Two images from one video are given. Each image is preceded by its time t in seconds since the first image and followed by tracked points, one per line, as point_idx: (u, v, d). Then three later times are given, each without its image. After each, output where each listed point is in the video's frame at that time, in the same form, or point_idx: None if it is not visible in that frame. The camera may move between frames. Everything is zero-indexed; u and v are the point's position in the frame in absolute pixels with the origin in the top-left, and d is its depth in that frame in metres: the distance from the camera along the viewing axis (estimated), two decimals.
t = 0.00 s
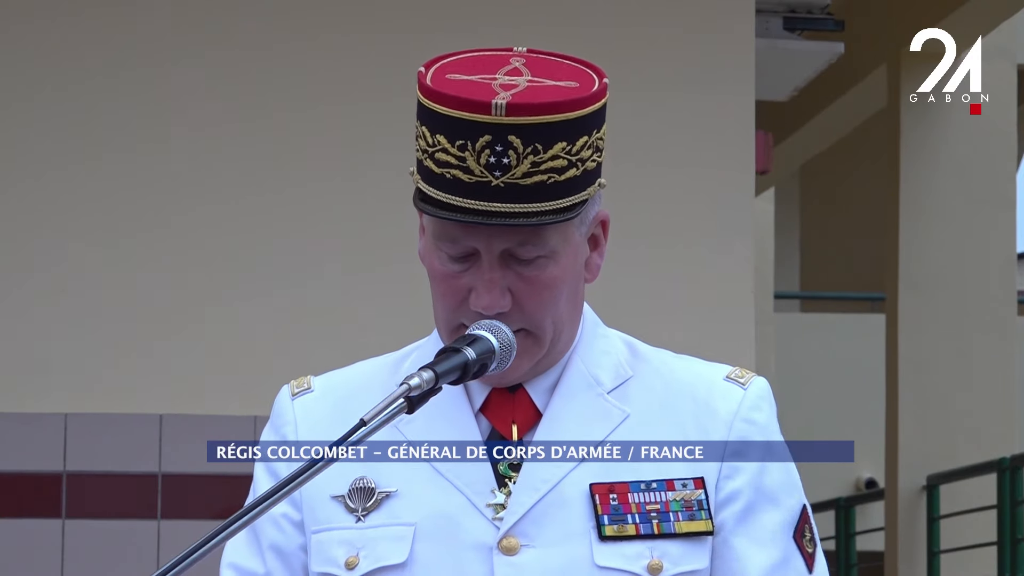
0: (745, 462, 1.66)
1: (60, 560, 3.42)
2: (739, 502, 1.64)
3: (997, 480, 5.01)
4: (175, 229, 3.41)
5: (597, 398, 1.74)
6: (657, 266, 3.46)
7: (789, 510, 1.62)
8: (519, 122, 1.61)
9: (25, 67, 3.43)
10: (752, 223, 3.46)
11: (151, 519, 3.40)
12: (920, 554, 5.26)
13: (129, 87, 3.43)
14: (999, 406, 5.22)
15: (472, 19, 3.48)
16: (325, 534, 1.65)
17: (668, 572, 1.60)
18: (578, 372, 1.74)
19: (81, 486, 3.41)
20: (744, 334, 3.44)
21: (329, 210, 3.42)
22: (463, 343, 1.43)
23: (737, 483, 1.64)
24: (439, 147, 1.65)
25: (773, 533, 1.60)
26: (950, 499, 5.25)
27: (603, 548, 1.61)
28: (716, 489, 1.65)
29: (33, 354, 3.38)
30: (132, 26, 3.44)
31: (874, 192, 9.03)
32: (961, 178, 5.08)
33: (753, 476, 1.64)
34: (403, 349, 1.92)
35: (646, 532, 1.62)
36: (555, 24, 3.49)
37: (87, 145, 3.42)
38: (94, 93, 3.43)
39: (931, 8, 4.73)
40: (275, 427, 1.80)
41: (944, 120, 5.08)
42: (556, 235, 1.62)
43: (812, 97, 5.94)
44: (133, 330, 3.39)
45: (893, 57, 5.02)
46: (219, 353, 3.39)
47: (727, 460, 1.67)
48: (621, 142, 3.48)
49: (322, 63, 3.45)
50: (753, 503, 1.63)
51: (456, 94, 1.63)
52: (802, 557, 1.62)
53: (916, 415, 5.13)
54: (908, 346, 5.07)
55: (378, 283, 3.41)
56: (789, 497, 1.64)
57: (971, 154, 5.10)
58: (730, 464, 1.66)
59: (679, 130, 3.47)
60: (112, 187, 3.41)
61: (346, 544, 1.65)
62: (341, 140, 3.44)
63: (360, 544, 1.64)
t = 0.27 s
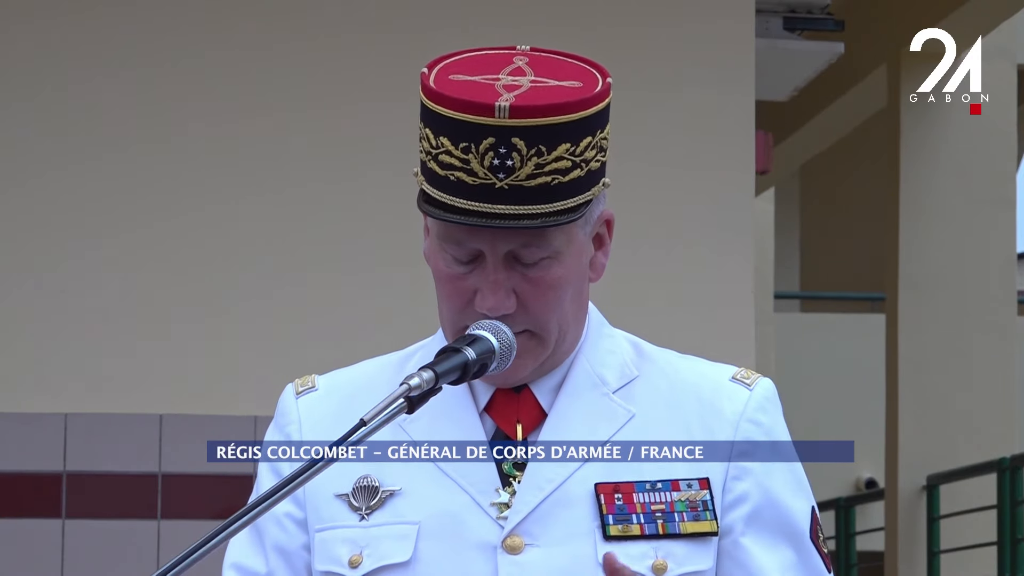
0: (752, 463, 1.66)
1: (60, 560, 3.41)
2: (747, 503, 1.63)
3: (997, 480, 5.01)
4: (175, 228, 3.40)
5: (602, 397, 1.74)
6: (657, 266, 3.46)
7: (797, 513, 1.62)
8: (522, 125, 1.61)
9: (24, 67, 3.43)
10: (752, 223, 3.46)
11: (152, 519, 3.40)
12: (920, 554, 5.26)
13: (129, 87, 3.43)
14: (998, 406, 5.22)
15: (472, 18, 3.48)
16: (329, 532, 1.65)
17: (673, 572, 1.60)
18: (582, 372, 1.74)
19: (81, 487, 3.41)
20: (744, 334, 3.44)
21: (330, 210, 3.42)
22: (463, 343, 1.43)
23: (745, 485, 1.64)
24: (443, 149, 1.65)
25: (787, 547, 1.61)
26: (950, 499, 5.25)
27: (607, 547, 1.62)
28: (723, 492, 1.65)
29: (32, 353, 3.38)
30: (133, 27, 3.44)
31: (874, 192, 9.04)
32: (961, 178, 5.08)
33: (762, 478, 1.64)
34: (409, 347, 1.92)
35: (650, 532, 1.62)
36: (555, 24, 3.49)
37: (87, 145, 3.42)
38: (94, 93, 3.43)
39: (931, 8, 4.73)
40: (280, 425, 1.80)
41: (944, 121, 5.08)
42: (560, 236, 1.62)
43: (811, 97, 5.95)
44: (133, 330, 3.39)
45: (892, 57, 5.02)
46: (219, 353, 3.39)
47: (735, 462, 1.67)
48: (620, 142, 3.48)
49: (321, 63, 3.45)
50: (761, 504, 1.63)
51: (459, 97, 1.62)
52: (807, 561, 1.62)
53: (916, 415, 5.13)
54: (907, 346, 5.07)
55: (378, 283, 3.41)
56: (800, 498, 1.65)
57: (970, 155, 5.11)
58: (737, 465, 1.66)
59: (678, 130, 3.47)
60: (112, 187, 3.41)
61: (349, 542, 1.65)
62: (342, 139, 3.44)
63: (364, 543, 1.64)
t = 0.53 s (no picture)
0: (755, 463, 1.66)
1: (60, 560, 3.41)
2: (750, 503, 1.64)
3: (997, 480, 5.02)
4: (175, 229, 3.40)
5: (604, 398, 1.74)
6: (658, 266, 3.46)
7: (800, 513, 1.63)
8: (523, 126, 1.61)
9: (24, 68, 3.43)
10: (752, 223, 3.46)
11: (152, 519, 3.40)
12: (920, 554, 5.26)
13: (129, 87, 3.43)
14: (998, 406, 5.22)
15: (472, 18, 3.48)
16: (330, 532, 1.65)
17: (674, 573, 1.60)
18: (585, 373, 1.74)
19: (81, 486, 3.41)
20: (745, 334, 3.44)
21: (329, 210, 3.42)
22: (463, 343, 1.43)
23: (748, 485, 1.65)
24: (444, 150, 1.65)
25: (789, 546, 1.62)
26: (950, 499, 5.25)
27: (609, 547, 1.62)
28: (725, 493, 1.65)
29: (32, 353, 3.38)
30: (133, 27, 3.44)
31: (873, 192, 9.05)
32: (961, 178, 5.09)
33: (764, 477, 1.65)
34: (411, 346, 1.92)
35: (652, 532, 1.62)
36: (555, 25, 3.49)
37: (87, 145, 3.42)
38: (94, 93, 3.42)
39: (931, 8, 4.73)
40: (282, 424, 1.80)
41: (943, 121, 5.08)
42: (562, 237, 1.62)
43: (811, 98, 5.95)
44: (133, 330, 3.39)
45: (892, 57, 5.02)
46: (218, 353, 3.39)
47: (738, 463, 1.67)
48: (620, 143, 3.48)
49: (321, 63, 3.45)
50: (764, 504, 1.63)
51: (460, 99, 1.63)
52: (808, 561, 1.63)
53: (916, 415, 5.13)
54: (907, 346, 5.07)
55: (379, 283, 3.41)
56: (802, 498, 1.65)
57: (971, 155, 5.11)
58: (740, 465, 1.67)
59: (679, 130, 3.47)
60: (112, 187, 3.41)
61: (351, 542, 1.65)
62: (341, 140, 3.43)
63: (366, 542, 1.64)
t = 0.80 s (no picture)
0: (755, 463, 1.66)
1: (60, 560, 3.41)
2: (750, 503, 1.64)
3: (997, 480, 5.01)
4: (175, 229, 3.40)
5: (604, 398, 1.74)
6: (658, 266, 3.46)
7: (800, 513, 1.63)
8: (521, 128, 1.61)
9: (25, 68, 3.43)
10: (752, 223, 3.46)
11: (152, 519, 3.40)
12: (920, 554, 5.26)
13: (129, 87, 3.43)
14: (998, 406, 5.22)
15: (472, 18, 3.48)
16: (329, 532, 1.65)
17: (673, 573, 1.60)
18: (584, 373, 1.75)
19: (81, 486, 3.41)
20: (744, 334, 3.44)
21: (330, 210, 3.42)
22: (463, 343, 1.43)
23: (748, 485, 1.65)
24: (442, 152, 1.65)
25: (790, 547, 1.62)
26: (950, 499, 5.25)
27: (608, 548, 1.62)
28: (725, 493, 1.65)
29: (32, 353, 3.38)
30: (132, 27, 3.44)
31: (874, 192, 9.05)
32: (961, 178, 5.08)
33: (764, 477, 1.65)
34: (411, 347, 1.92)
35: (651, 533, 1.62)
36: (555, 25, 3.49)
37: (87, 145, 3.42)
38: (94, 94, 3.42)
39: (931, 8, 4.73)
40: (282, 424, 1.80)
41: (944, 121, 5.08)
42: (561, 238, 1.62)
43: (812, 98, 5.95)
44: (133, 330, 3.39)
45: (892, 57, 5.02)
46: (218, 353, 3.39)
47: (737, 463, 1.67)
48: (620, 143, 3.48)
49: (321, 63, 3.45)
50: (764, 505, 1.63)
51: (458, 101, 1.63)
52: (808, 561, 1.63)
53: (916, 415, 5.13)
54: (907, 346, 5.07)
55: (378, 284, 3.41)
56: (803, 499, 1.65)
57: (971, 155, 5.11)
58: (739, 465, 1.67)
59: (679, 130, 3.47)
60: (112, 187, 3.41)
61: (350, 542, 1.65)
62: (341, 140, 3.43)
63: (365, 542, 1.64)
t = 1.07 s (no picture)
0: (754, 463, 1.66)
1: (60, 560, 3.41)
2: (749, 503, 1.64)
3: (997, 480, 5.01)
4: (175, 229, 3.40)
5: (603, 397, 1.74)
6: (657, 266, 3.46)
7: (799, 513, 1.63)
8: (520, 129, 1.61)
9: (24, 68, 3.43)
10: (752, 223, 3.46)
11: (152, 519, 3.40)
12: (920, 554, 5.26)
13: (128, 87, 3.43)
14: (998, 406, 5.22)
15: (472, 18, 3.48)
16: (328, 531, 1.65)
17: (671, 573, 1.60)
18: (583, 373, 1.74)
19: (81, 486, 3.41)
20: (744, 334, 3.44)
21: (329, 211, 3.42)
22: (463, 343, 1.43)
23: (747, 485, 1.65)
24: (441, 152, 1.66)
25: (789, 547, 1.62)
26: (950, 499, 5.25)
27: (607, 547, 1.63)
28: (724, 493, 1.65)
29: (32, 354, 3.38)
30: (132, 27, 3.44)
31: (874, 192, 9.05)
32: (961, 178, 5.08)
33: (763, 477, 1.65)
34: (411, 347, 1.92)
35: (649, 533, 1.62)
36: (555, 25, 3.49)
37: (87, 146, 3.42)
38: (94, 95, 3.43)
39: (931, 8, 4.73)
40: (281, 423, 1.80)
41: (943, 121, 5.08)
42: (559, 239, 1.62)
43: (812, 98, 5.95)
44: (133, 331, 3.39)
45: (892, 58, 5.02)
46: (218, 354, 3.39)
47: (736, 462, 1.67)
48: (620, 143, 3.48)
49: (321, 64, 3.45)
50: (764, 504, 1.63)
51: (456, 102, 1.63)
52: (807, 561, 1.63)
53: (916, 415, 5.13)
54: (907, 346, 5.07)
55: (378, 284, 3.41)
56: (802, 499, 1.65)
57: (971, 155, 5.11)
58: (738, 465, 1.67)
59: (679, 131, 3.47)
60: (112, 187, 3.41)
61: (349, 541, 1.64)
62: (341, 140, 3.44)
63: (363, 541, 1.64)
